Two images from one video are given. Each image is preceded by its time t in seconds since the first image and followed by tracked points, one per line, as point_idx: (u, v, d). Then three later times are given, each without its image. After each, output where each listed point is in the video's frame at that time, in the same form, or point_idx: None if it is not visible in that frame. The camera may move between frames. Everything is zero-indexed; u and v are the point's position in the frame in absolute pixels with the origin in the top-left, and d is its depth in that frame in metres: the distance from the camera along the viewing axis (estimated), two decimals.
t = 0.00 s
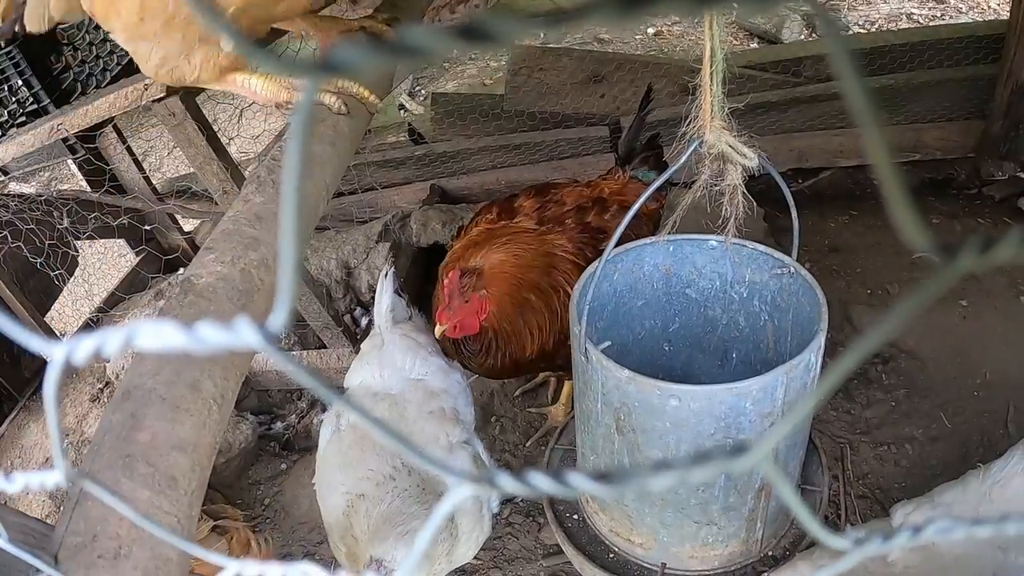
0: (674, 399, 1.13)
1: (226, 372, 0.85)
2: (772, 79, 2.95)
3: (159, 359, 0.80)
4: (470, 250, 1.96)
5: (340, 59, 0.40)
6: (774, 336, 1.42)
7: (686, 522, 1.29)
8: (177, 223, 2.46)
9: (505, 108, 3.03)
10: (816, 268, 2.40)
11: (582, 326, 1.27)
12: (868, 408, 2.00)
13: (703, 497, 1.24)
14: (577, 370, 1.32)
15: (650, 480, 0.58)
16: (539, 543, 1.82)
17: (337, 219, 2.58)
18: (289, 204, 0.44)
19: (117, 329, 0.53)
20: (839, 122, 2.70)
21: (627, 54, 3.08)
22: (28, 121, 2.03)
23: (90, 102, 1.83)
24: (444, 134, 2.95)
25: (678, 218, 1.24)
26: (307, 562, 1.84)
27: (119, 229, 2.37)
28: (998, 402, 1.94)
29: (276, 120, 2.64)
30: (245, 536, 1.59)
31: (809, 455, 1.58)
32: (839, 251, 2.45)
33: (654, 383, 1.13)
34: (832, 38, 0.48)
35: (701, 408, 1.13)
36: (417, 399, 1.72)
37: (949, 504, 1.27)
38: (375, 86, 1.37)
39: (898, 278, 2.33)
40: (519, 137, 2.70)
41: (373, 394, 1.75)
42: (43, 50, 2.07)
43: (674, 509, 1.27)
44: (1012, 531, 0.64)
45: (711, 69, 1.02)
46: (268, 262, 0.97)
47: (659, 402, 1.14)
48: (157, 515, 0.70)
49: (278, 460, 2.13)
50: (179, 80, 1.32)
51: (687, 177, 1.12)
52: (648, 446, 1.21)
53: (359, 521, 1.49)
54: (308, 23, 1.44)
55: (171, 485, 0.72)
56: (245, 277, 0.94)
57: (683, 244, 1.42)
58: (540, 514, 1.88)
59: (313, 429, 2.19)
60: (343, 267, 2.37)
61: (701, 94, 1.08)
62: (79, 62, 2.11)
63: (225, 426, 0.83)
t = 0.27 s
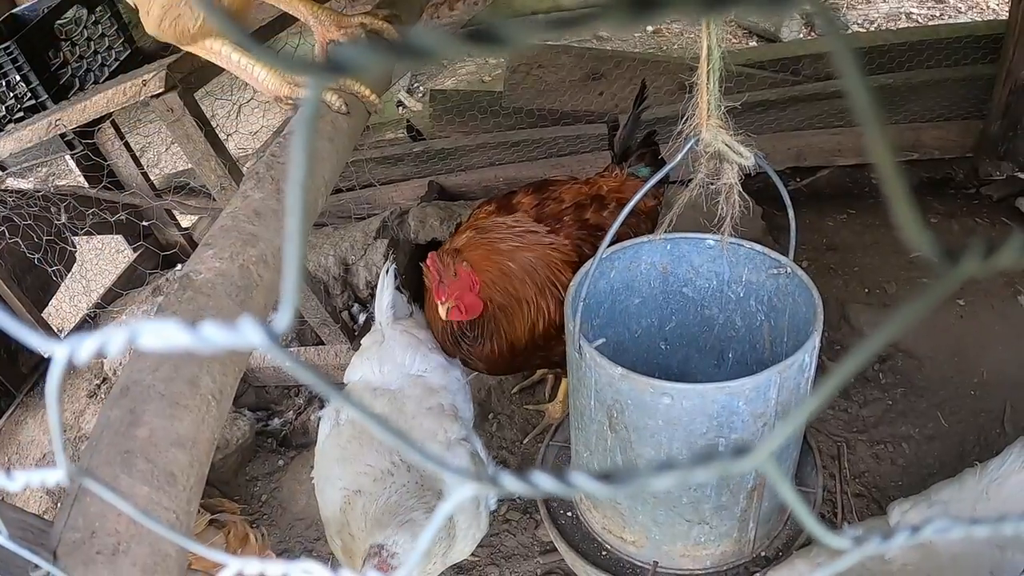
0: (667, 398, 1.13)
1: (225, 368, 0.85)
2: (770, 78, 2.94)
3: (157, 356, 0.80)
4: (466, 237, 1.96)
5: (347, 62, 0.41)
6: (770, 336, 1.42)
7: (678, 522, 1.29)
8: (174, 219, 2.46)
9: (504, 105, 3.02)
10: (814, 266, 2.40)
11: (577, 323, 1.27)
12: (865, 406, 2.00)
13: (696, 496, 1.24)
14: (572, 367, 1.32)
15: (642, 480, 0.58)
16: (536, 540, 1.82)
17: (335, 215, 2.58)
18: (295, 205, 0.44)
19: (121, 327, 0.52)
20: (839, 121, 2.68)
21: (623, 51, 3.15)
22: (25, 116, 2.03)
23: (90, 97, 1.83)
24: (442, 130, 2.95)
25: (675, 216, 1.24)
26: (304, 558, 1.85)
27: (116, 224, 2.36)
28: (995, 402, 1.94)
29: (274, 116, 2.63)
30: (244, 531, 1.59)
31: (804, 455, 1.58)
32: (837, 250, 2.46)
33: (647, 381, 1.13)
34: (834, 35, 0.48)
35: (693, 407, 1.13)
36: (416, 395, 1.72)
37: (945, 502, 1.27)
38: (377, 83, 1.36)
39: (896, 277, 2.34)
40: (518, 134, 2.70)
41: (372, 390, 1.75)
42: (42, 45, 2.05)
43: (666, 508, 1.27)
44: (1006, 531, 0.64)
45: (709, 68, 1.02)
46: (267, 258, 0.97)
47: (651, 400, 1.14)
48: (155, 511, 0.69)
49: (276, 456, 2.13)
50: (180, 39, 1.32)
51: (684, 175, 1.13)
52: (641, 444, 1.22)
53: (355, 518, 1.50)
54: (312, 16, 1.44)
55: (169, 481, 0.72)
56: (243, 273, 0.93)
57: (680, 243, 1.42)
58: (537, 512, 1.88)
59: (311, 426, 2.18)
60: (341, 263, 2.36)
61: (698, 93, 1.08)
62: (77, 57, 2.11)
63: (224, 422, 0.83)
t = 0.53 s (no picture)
0: (663, 397, 1.13)
1: (221, 366, 0.85)
2: (769, 77, 2.95)
3: (155, 354, 0.80)
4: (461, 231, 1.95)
5: (345, 59, 0.41)
6: (769, 336, 1.43)
7: (674, 521, 1.29)
8: (172, 215, 2.45)
9: (502, 102, 3.02)
10: (812, 265, 2.41)
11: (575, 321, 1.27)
12: (862, 404, 2.00)
13: (691, 496, 1.24)
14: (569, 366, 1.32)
15: (639, 480, 0.58)
16: (533, 538, 1.82)
17: (333, 212, 2.58)
18: (292, 204, 0.44)
19: (116, 326, 0.52)
20: (836, 120, 2.69)
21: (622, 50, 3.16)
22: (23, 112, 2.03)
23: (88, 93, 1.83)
24: (441, 127, 2.94)
25: (673, 215, 1.24)
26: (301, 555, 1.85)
27: (114, 221, 2.36)
28: (992, 401, 1.95)
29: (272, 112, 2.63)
30: (243, 527, 1.60)
31: (801, 455, 1.58)
32: (835, 249, 2.46)
33: (643, 380, 1.13)
34: (831, 35, 0.49)
35: (689, 406, 1.13)
36: (413, 394, 1.72)
37: (942, 501, 1.27)
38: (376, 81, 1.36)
39: (894, 276, 2.34)
40: (516, 132, 2.70)
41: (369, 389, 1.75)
42: (39, 41, 2.04)
43: (662, 507, 1.27)
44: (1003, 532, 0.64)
45: (708, 66, 1.01)
46: (264, 256, 0.97)
47: (648, 400, 1.15)
48: (152, 508, 0.69)
49: (273, 453, 2.13)
50: (185, 26, 1.31)
51: (682, 175, 1.13)
52: (637, 443, 1.22)
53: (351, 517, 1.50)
54: (311, 16, 1.43)
55: (166, 479, 0.72)
56: (241, 270, 0.93)
57: (680, 242, 1.42)
58: (534, 509, 1.88)
59: (308, 423, 2.18)
60: (339, 261, 2.36)
61: (697, 92, 1.08)
62: (76, 53, 2.10)
63: (221, 419, 0.83)
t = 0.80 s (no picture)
0: (661, 395, 1.13)
1: (221, 365, 0.85)
2: (768, 75, 2.95)
3: (155, 352, 0.81)
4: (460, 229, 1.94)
5: (346, 60, 0.41)
6: (769, 335, 1.43)
7: (672, 519, 1.29)
8: (171, 213, 2.45)
9: (501, 101, 3.02)
10: (811, 264, 2.41)
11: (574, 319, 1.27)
12: (861, 403, 2.00)
13: (690, 494, 1.25)
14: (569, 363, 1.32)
15: (639, 479, 0.58)
16: (531, 536, 1.83)
17: (332, 210, 2.58)
18: (293, 204, 0.44)
19: (118, 325, 0.52)
20: (835, 119, 2.69)
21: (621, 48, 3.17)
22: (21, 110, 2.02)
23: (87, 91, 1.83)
24: (439, 126, 2.94)
25: (673, 215, 1.24)
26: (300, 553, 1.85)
27: (112, 218, 2.36)
28: (990, 400, 1.95)
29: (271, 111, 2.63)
30: (243, 525, 1.60)
31: (800, 454, 1.59)
32: (833, 248, 2.46)
33: (642, 378, 1.13)
34: (831, 37, 0.49)
35: (688, 404, 1.13)
36: (411, 395, 1.72)
37: (938, 500, 1.28)
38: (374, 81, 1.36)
39: (892, 275, 2.34)
40: (514, 130, 2.70)
41: (368, 388, 1.76)
42: (38, 38, 2.04)
43: (660, 505, 1.27)
44: (1001, 532, 0.64)
45: (708, 65, 1.02)
46: (263, 254, 0.97)
47: (646, 397, 1.15)
48: (151, 507, 0.69)
49: (271, 452, 2.13)
50: (186, 18, 1.31)
51: (682, 173, 1.13)
52: (636, 441, 1.22)
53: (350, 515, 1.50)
54: (310, 12, 1.42)
55: (165, 477, 0.72)
56: (240, 269, 0.93)
57: (681, 240, 1.42)
58: (532, 507, 1.88)
59: (306, 421, 2.18)
60: (337, 259, 2.36)
61: (697, 91, 1.08)
62: (74, 51, 2.11)
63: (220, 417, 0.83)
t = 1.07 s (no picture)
0: (659, 393, 1.13)
1: (220, 365, 0.85)
2: (767, 75, 2.95)
3: (155, 353, 0.80)
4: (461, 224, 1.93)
5: (347, 59, 0.41)
6: (771, 334, 1.42)
7: (670, 517, 1.29)
8: (170, 213, 2.45)
9: (500, 101, 3.02)
10: (810, 263, 2.41)
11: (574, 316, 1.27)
12: (860, 402, 2.00)
13: (687, 493, 1.25)
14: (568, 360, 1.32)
15: (640, 479, 0.58)
16: (531, 536, 1.83)
17: (331, 211, 2.57)
18: (293, 206, 0.44)
19: (117, 327, 0.52)
20: (834, 119, 2.69)
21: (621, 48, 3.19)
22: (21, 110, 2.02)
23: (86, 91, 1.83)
24: (438, 126, 2.94)
25: (674, 214, 1.24)
26: (300, 554, 1.85)
27: (112, 218, 2.36)
28: (990, 399, 1.95)
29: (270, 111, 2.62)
30: (244, 526, 1.60)
31: (800, 453, 1.59)
32: (833, 248, 2.46)
33: (639, 375, 1.13)
34: (832, 38, 0.49)
35: (685, 402, 1.13)
36: (411, 396, 1.72)
37: (936, 499, 1.28)
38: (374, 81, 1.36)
39: (891, 275, 2.34)
40: (513, 130, 2.71)
41: (368, 388, 1.76)
42: (37, 38, 2.04)
43: (658, 503, 1.28)
44: (1000, 532, 0.64)
45: (707, 64, 1.01)
46: (262, 254, 0.97)
47: (644, 394, 1.15)
48: (151, 507, 0.69)
49: (271, 452, 2.13)
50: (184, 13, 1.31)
51: (681, 172, 1.13)
52: (634, 438, 1.22)
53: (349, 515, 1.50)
54: (311, 5, 1.42)
55: (165, 477, 0.72)
56: (239, 269, 0.93)
57: (683, 239, 1.42)
58: (532, 507, 1.88)
59: (306, 421, 2.18)
60: (336, 259, 2.36)
61: (697, 91, 1.08)
62: (73, 51, 2.11)
63: (219, 418, 0.83)
